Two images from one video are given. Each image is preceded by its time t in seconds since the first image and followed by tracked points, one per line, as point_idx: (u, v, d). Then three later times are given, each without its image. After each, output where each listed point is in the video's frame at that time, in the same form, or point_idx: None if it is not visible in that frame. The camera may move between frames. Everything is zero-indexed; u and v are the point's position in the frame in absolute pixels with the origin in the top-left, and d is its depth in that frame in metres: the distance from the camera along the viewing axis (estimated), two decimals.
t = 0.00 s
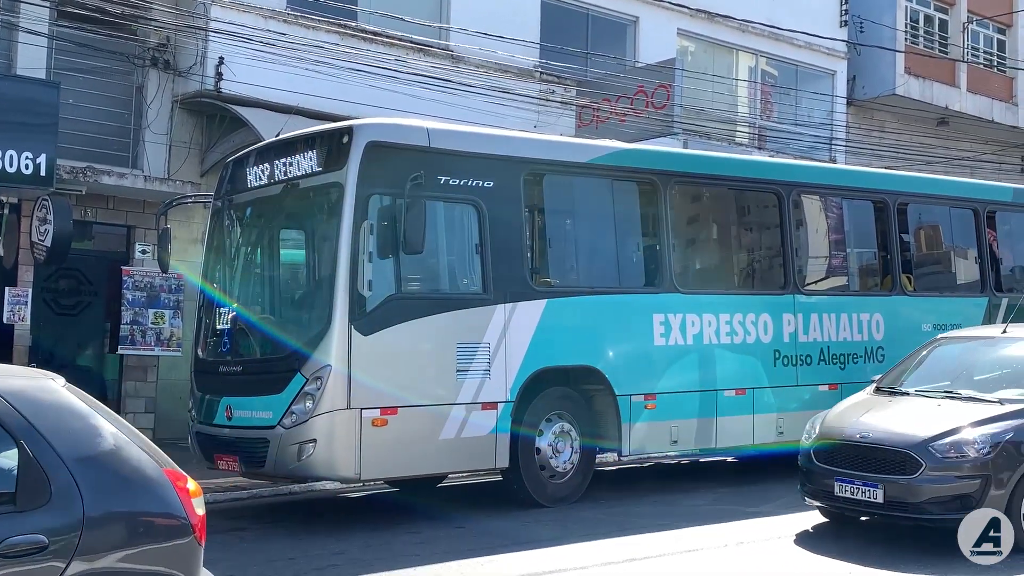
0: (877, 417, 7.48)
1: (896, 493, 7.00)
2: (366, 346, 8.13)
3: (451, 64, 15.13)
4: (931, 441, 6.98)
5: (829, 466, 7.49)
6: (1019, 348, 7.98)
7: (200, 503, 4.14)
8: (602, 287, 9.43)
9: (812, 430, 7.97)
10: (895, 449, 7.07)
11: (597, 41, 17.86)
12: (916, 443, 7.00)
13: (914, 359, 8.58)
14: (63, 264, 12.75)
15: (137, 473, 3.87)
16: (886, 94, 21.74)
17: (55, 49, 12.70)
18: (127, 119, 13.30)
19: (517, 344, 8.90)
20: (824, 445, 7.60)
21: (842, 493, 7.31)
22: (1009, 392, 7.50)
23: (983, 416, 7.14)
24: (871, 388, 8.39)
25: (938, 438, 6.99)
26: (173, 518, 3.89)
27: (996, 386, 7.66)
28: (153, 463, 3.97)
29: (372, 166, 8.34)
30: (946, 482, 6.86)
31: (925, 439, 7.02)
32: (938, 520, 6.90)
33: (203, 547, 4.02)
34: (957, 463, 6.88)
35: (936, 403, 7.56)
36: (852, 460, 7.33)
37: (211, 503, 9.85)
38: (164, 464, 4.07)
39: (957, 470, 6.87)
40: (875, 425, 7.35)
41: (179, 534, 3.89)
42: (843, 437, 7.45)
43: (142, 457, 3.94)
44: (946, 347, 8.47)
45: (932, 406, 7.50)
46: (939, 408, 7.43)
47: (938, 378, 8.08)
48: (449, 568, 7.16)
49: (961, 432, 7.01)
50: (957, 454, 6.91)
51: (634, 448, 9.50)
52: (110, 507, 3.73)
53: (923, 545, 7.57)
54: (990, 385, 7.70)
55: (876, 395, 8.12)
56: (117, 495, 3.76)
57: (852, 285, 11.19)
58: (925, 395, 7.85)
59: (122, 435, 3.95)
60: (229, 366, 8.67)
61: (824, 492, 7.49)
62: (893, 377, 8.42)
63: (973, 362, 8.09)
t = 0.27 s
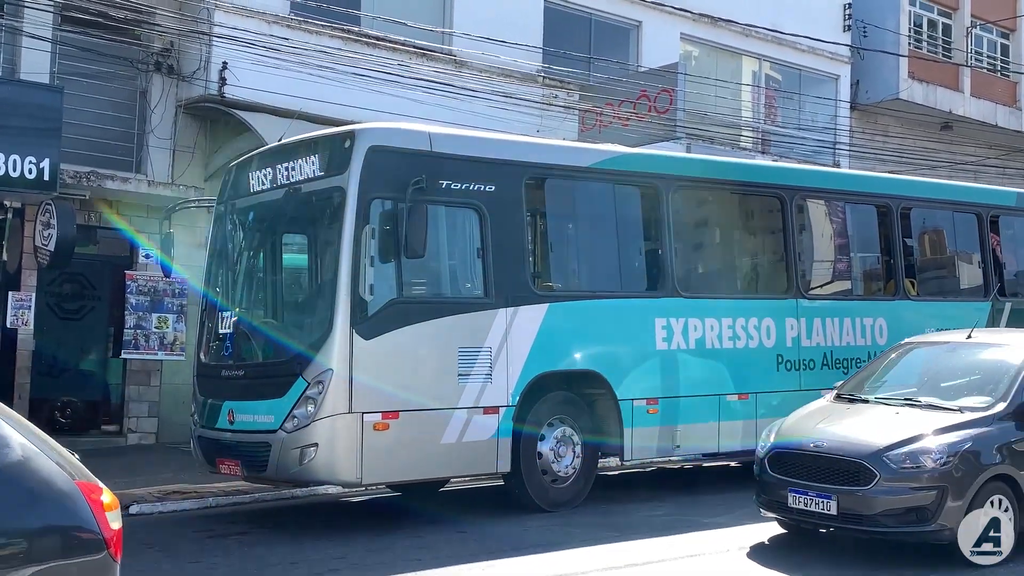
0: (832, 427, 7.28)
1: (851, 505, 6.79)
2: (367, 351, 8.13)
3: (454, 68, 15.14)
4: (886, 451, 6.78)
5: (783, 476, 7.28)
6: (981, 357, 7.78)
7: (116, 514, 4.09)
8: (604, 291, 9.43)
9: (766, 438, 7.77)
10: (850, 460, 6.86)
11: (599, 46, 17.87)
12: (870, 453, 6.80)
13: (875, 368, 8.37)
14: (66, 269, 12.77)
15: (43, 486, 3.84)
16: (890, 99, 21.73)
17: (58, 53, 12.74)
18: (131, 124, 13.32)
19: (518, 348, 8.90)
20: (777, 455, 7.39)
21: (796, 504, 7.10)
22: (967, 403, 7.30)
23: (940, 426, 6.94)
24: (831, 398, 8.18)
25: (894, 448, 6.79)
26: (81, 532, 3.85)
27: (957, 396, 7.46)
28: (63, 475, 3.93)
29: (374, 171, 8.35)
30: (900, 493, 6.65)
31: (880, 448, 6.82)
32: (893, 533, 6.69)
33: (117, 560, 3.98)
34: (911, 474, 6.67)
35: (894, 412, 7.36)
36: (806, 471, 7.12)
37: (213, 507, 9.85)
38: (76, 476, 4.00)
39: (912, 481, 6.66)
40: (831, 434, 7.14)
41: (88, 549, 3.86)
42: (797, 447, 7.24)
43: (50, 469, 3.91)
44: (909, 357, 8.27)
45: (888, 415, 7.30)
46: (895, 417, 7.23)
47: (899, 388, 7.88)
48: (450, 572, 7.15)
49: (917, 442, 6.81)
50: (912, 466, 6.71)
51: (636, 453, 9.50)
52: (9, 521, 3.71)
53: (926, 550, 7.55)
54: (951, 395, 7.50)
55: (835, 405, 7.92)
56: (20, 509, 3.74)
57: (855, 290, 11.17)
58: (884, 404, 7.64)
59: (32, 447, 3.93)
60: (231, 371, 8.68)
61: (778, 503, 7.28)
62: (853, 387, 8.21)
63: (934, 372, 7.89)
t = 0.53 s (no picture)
0: (775, 435, 6.93)
1: (790, 518, 6.49)
2: (373, 353, 8.13)
3: (459, 71, 15.14)
4: (828, 461, 6.45)
5: (724, 486, 6.98)
6: (936, 359, 7.40)
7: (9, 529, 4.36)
8: (609, 294, 9.41)
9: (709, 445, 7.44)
10: (790, 471, 6.54)
11: (605, 48, 17.87)
12: (810, 463, 6.47)
13: (829, 370, 7.99)
14: (72, 271, 12.78)
15: None
16: (896, 101, 21.70)
17: (64, 56, 12.79)
18: (137, 126, 13.34)
19: (524, 350, 8.90)
20: (718, 465, 7.07)
21: (737, 516, 6.81)
22: (919, 408, 6.92)
23: (885, 434, 6.60)
24: (781, 402, 7.81)
25: (836, 458, 6.47)
26: None
27: (909, 401, 7.09)
28: None
29: (380, 173, 8.34)
30: (843, 506, 6.34)
31: (822, 458, 6.49)
32: (834, 548, 6.39)
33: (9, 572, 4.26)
34: (854, 486, 6.36)
35: (840, 418, 7.01)
36: (747, 481, 6.80)
37: (218, 509, 9.85)
38: None
39: (855, 493, 6.35)
40: (774, 442, 6.82)
41: None
42: (738, 456, 6.91)
43: None
44: (865, 358, 7.87)
45: (833, 422, 6.94)
46: (840, 424, 6.88)
47: (852, 391, 7.50)
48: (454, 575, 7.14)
49: (860, 452, 6.48)
50: (855, 477, 6.39)
51: (642, 455, 9.50)
52: None
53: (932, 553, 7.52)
54: (904, 400, 7.13)
55: (785, 409, 7.55)
56: None
57: (862, 292, 11.15)
58: (833, 409, 7.27)
59: None
60: (237, 373, 8.68)
61: (720, 514, 6.98)
62: (806, 390, 7.84)
63: (888, 374, 7.50)
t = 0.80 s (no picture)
0: (719, 438, 6.60)
1: (732, 526, 6.14)
2: (378, 351, 8.15)
3: (462, 70, 15.17)
4: (770, 467, 6.12)
5: (666, 492, 6.62)
6: (890, 362, 7.09)
7: None
8: (613, 293, 9.44)
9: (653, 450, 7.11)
10: (733, 475, 6.20)
11: (607, 48, 17.90)
12: (753, 469, 6.13)
13: (781, 373, 7.66)
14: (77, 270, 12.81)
15: None
16: (898, 101, 21.73)
17: (69, 55, 12.81)
18: (141, 125, 13.38)
19: (529, 349, 8.92)
20: (660, 471, 6.72)
21: (679, 524, 6.45)
22: (869, 412, 6.60)
23: (830, 439, 6.27)
24: (730, 405, 7.47)
25: (779, 463, 6.13)
26: None
27: (859, 405, 6.76)
28: None
29: (386, 173, 8.37)
30: (786, 513, 6.00)
31: (765, 463, 6.15)
32: (778, 557, 6.05)
33: None
34: (798, 492, 6.02)
35: (787, 421, 6.69)
36: (688, 487, 6.45)
37: (224, 508, 9.87)
38: None
39: (799, 500, 6.01)
40: (718, 446, 6.48)
41: None
42: (682, 459, 6.58)
43: None
44: (819, 360, 7.54)
45: (779, 426, 6.61)
46: (785, 428, 6.54)
47: (802, 394, 7.17)
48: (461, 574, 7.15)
49: (804, 457, 6.15)
50: (799, 483, 6.05)
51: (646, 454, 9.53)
52: None
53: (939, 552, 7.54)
54: (853, 404, 6.80)
55: (733, 413, 7.22)
56: None
57: (865, 292, 11.18)
58: (780, 413, 6.94)
59: None
60: (243, 372, 8.70)
61: (662, 522, 6.61)
62: (756, 393, 7.50)
63: (840, 377, 7.17)
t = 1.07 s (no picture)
0: (677, 438, 6.41)
1: (688, 527, 5.95)
2: (382, 348, 8.16)
3: (465, 66, 15.16)
4: (727, 467, 5.92)
5: (624, 493, 6.42)
6: (858, 361, 6.92)
7: None
8: (617, 290, 9.45)
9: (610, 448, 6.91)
10: (691, 477, 6.00)
11: (610, 44, 17.89)
12: (710, 469, 5.94)
13: (748, 371, 7.48)
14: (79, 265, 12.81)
15: None
16: (899, 98, 21.75)
17: (72, 50, 12.79)
18: (144, 121, 13.38)
19: (533, 346, 8.94)
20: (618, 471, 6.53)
21: (635, 525, 6.25)
22: (831, 412, 6.42)
23: (790, 438, 6.09)
24: (695, 403, 7.28)
25: (737, 463, 5.93)
26: None
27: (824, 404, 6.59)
28: None
29: (391, 168, 8.38)
30: (742, 515, 5.81)
31: (722, 463, 5.96)
32: (734, 560, 5.85)
33: None
34: (754, 494, 5.82)
35: (745, 421, 6.51)
36: (646, 487, 6.26)
37: (228, 503, 9.89)
38: None
39: (756, 501, 5.81)
40: (677, 446, 6.28)
41: None
42: (640, 459, 6.37)
43: None
44: (786, 358, 7.37)
45: (739, 425, 6.43)
46: (746, 428, 6.35)
47: (768, 393, 6.99)
48: (468, 570, 7.17)
49: (763, 457, 5.96)
50: (757, 484, 5.85)
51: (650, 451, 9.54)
52: None
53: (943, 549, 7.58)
54: (818, 403, 6.63)
55: (697, 411, 7.03)
56: None
57: (867, 288, 11.21)
58: (744, 411, 6.76)
59: None
60: (247, 368, 8.71)
61: (618, 524, 6.42)
62: (722, 392, 7.31)
63: (803, 377, 6.99)
